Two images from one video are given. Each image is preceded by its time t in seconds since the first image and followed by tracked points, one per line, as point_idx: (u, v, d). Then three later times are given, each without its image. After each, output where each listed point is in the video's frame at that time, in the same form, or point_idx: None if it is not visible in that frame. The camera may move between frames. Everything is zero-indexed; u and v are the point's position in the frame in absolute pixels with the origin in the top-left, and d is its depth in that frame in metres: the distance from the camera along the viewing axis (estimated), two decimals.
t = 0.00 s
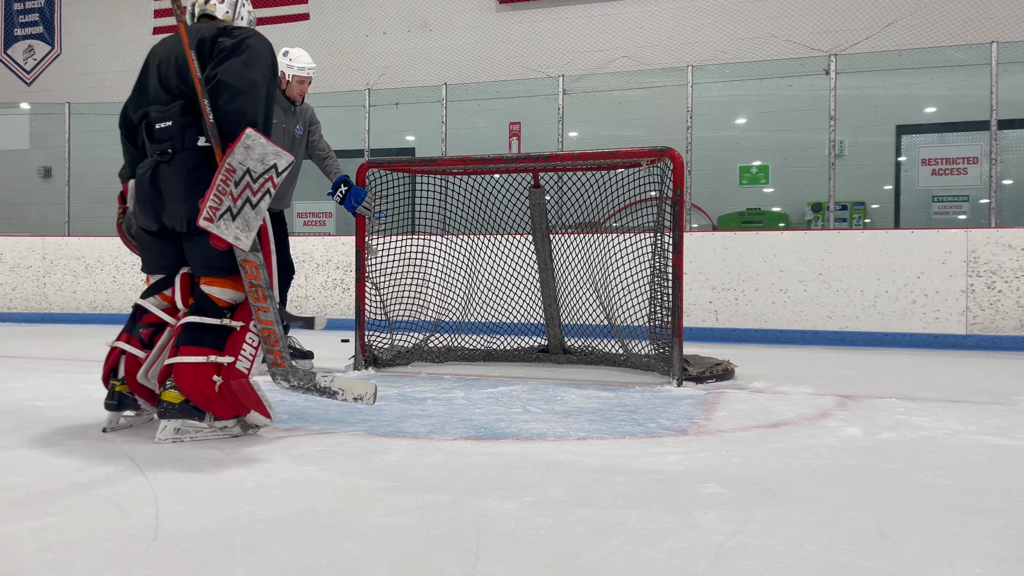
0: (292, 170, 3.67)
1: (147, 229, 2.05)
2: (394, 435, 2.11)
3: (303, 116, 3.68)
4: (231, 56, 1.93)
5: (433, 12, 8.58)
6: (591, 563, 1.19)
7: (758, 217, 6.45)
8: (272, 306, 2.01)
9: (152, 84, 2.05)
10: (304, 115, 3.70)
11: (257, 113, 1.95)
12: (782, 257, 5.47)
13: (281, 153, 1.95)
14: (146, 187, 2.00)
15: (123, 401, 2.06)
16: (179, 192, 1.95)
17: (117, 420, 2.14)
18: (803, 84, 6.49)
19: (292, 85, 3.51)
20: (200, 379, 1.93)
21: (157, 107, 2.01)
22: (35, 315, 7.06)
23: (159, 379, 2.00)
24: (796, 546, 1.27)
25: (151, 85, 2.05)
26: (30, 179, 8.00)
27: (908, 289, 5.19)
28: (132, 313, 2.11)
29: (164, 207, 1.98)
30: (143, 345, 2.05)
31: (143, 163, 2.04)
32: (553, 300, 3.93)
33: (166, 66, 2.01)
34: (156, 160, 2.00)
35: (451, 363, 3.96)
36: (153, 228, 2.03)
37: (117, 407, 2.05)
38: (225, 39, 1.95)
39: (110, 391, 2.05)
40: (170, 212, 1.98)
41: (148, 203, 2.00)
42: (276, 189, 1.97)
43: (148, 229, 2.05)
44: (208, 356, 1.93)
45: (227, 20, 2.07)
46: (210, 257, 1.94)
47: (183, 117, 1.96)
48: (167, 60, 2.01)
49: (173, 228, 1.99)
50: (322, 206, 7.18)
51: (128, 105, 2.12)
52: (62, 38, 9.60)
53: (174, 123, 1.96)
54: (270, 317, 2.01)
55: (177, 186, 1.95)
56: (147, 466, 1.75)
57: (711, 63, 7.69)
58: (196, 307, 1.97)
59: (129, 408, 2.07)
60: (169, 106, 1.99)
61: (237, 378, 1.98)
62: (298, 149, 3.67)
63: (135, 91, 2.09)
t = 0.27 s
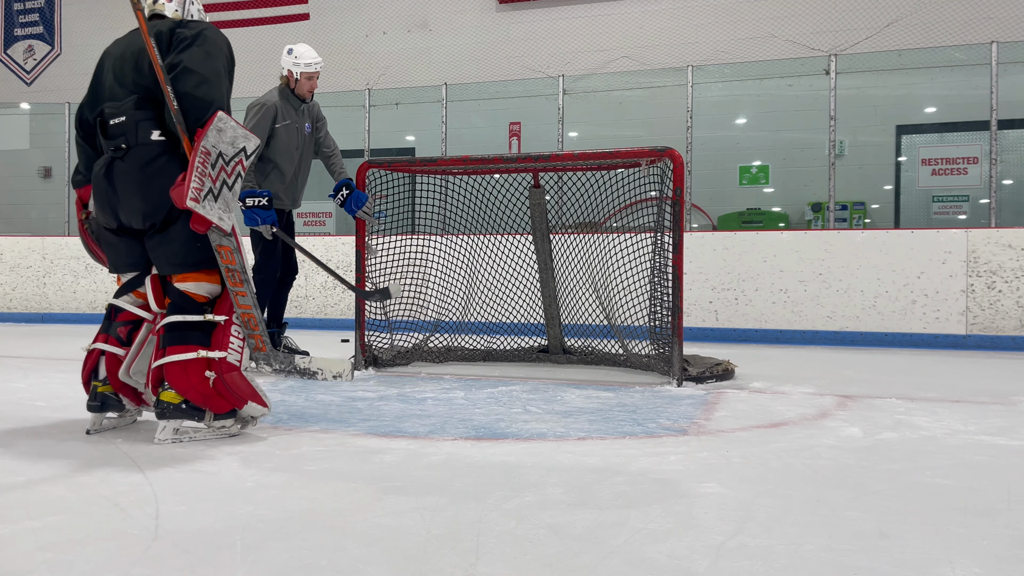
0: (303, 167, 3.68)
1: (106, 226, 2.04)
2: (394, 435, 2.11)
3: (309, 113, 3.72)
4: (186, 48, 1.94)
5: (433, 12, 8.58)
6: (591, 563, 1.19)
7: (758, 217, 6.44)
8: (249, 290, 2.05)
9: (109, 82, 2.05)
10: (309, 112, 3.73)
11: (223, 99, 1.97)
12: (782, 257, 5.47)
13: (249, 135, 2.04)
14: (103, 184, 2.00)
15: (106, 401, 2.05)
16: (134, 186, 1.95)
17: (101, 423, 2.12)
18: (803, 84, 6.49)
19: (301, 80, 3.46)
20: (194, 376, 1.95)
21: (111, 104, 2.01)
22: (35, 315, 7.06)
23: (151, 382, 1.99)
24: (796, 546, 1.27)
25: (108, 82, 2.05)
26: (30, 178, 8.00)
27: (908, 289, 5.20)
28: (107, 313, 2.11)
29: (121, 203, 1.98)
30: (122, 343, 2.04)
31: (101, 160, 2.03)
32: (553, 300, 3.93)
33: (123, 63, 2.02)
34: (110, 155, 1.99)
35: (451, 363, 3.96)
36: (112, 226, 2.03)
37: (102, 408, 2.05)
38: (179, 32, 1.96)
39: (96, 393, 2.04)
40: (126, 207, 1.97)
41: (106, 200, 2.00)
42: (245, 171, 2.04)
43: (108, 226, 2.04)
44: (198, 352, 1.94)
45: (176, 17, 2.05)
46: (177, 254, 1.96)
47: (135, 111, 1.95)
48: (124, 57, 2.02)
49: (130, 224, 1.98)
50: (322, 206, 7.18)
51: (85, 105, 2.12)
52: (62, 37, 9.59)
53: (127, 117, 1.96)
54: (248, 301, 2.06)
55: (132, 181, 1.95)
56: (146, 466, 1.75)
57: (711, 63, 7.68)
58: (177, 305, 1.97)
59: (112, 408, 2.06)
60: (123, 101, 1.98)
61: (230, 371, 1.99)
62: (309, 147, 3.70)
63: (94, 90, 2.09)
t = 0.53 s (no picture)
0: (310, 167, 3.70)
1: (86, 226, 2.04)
2: (394, 435, 2.11)
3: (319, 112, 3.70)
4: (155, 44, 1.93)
5: (433, 12, 8.58)
6: (591, 563, 1.19)
7: (758, 217, 6.44)
8: (236, 283, 2.08)
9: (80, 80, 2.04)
10: (319, 111, 3.71)
11: (195, 94, 1.97)
12: (782, 257, 5.47)
13: (225, 128, 2.03)
14: (80, 183, 1.99)
15: (102, 401, 2.05)
16: (109, 184, 1.94)
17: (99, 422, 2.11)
18: (803, 84, 6.50)
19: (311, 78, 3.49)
20: (186, 370, 1.98)
21: (83, 102, 1.99)
22: (35, 315, 7.06)
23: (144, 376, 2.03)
24: (796, 546, 1.27)
25: (79, 81, 2.04)
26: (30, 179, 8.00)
27: (908, 289, 5.19)
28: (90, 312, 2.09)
29: (97, 201, 1.97)
30: (110, 342, 2.03)
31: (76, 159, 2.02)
32: (553, 300, 3.94)
33: (93, 61, 2.01)
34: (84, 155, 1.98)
35: (451, 363, 3.96)
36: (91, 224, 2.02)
37: (99, 408, 2.05)
38: (146, 28, 1.95)
39: (93, 394, 2.04)
40: (103, 206, 1.96)
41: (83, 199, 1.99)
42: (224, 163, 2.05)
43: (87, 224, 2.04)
44: (189, 346, 1.97)
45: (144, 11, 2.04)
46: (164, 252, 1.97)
47: (107, 109, 1.94)
48: (94, 55, 2.01)
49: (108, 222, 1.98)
50: (323, 206, 7.18)
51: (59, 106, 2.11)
52: (61, 37, 9.58)
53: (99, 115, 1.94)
54: (236, 293, 2.10)
55: (107, 179, 1.94)
56: (146, 465, 1.75)
57: (711, 63, 7.68)
58: (166, 302, 1.98)
59: (109, 408, 2.06)
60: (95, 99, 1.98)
61: (221, 365, 2.03)
62: (318, 149, 3.72)
63: (65, 89, 2.08)
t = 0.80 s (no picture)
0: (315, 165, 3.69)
1: (82, 228, 2.05)
2: (394, 435, 2.11)
3: (319, 112, 3.72)
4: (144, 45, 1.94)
5: (433, 12, 8.58)
6: (590, 563, 1.19)
7: (758, 218, 6.45)
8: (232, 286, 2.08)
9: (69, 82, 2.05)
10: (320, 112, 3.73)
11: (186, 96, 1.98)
12: (782, 257, 5.47)
13: (215, 130, 2.01)
14: (76, 186, 2.01)
15: (101, 401, 2.03)
16: (106, 187, 1.96)
17: (99, 421, 2.11)
18: (802, 84, 6.50)
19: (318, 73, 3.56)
20: (181, 366, 1.98)
21: (74, 104, 2.00)
22: (35, 315, 7.06)
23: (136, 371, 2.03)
24: (796, 546, 1.27)
25: (68, 83, 2.05)
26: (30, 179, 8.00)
27: (908, 289, 5.19)
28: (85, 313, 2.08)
29: (94, 204, 1.99)
30: (106, 341, 2.03)
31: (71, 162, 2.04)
32: (553, 300, 3.94)
33: (81, 64, 2.02)
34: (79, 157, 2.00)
35: (451, 363, 3.96)
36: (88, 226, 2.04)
37: (95, 407, 2.03)
38: (134, 30, 1.96)
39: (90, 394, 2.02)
40: (101, 208, 1.98)
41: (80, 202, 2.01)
42: (215, 167, 2.03)
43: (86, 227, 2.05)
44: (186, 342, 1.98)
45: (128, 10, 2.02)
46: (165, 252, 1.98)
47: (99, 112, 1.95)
48: (83, 57, 2.02)
49: (105, 224, 1.99)
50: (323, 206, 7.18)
51: (46, 107, 2.11)
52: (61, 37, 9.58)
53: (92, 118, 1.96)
54: (231, 295, 2.09)
55: (103, 181, 1.96)
56: (146, 465, 1.75)
57: (711, 63, 7.68)
58: (166, 299, 2.00)
59: (107, 408, 2.04)
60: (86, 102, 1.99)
61: (217, 365, 2.04)
62: (320, 146, 3.73)
63: (53, 91, 2.08)
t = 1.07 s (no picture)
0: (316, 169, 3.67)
1: (82, 227, 2.05)
2: (394, 435, 2.11)
3: (325, 118, 3.75)
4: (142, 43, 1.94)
5: (433, 12, 8.58)
6: (590, 563, 1.19)
7: (758, 217, 6.45)
8: (227, 281, 2.07)
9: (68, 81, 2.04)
10: (325, 116, 3.76)
11: (185, 92, 1.95)
12: (782, 257, 5.47)
13: (217, 127, 2.00)
14: (76, 185, 2.01)
15: (99, 401, 2.05)
16: (105, 186, 1.96)
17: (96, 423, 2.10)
18: (803, 84, 6.49)
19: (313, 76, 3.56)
20: (178, 371, 2.00)
21: (73, 103, 2.00)
22: (35, 315, 7.06)
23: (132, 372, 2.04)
24: (796, 546, 1.27)
25: (67, 82, 2.04)
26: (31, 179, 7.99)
27: (908, 289, 5.19)
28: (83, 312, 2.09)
29: (93, 203, 1.99)
30: (105, 340, 2.05)
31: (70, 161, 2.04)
32: (553, 301, 3.94)
33: (79, 62, 2.01)
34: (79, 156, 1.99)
35: (451, 363, 3.96)
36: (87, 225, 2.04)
37: (93, 408, 2.05)
38: (132, 27, 1.96)
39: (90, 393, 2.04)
40: (101, 208, 1.98)
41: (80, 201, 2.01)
42: (215, 163, 2.02)
43: (85, 225, 2.05)
44: (183, 348, 2.00)
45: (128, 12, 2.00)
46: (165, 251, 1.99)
47: (98, 110, 1.95)
48: (81, 55, 2.02)
49: (105, 223, 1.99)
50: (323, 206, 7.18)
51: (45, 107, 2.11)
52: (61, 37, 9.58)
53: (91, 116, 1.95)
54: (227, 291, 2.08)
55: (103, 180, 1.96)
56: (146, 465, 1.75)
57: (711, 63, 7.68)
58: (163, 302, 2.02)
59: (105, 408, 2.06)
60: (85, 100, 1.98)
61: (214, 369, 2.06)
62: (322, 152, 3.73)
63: (51, 91, 2.08)
